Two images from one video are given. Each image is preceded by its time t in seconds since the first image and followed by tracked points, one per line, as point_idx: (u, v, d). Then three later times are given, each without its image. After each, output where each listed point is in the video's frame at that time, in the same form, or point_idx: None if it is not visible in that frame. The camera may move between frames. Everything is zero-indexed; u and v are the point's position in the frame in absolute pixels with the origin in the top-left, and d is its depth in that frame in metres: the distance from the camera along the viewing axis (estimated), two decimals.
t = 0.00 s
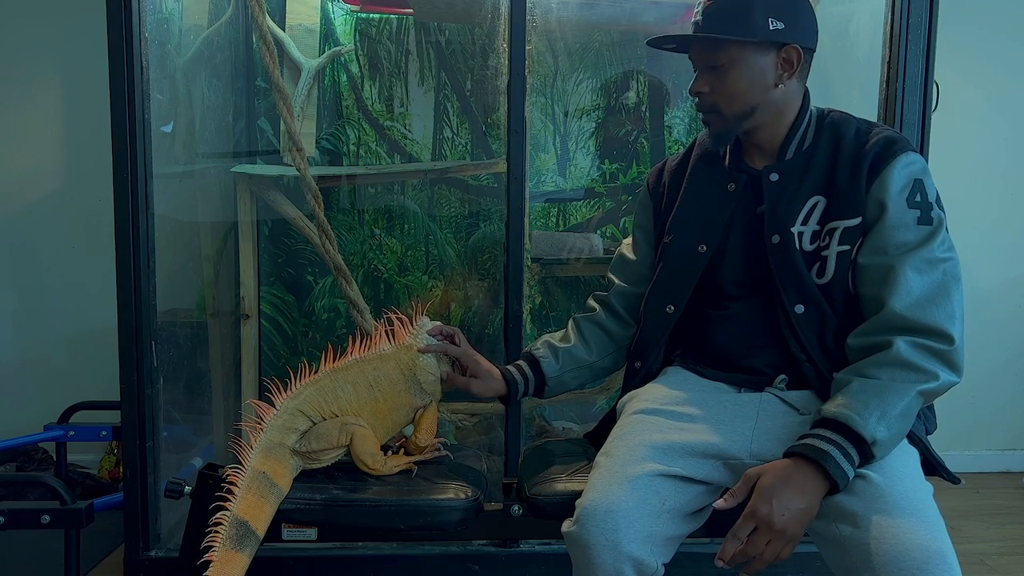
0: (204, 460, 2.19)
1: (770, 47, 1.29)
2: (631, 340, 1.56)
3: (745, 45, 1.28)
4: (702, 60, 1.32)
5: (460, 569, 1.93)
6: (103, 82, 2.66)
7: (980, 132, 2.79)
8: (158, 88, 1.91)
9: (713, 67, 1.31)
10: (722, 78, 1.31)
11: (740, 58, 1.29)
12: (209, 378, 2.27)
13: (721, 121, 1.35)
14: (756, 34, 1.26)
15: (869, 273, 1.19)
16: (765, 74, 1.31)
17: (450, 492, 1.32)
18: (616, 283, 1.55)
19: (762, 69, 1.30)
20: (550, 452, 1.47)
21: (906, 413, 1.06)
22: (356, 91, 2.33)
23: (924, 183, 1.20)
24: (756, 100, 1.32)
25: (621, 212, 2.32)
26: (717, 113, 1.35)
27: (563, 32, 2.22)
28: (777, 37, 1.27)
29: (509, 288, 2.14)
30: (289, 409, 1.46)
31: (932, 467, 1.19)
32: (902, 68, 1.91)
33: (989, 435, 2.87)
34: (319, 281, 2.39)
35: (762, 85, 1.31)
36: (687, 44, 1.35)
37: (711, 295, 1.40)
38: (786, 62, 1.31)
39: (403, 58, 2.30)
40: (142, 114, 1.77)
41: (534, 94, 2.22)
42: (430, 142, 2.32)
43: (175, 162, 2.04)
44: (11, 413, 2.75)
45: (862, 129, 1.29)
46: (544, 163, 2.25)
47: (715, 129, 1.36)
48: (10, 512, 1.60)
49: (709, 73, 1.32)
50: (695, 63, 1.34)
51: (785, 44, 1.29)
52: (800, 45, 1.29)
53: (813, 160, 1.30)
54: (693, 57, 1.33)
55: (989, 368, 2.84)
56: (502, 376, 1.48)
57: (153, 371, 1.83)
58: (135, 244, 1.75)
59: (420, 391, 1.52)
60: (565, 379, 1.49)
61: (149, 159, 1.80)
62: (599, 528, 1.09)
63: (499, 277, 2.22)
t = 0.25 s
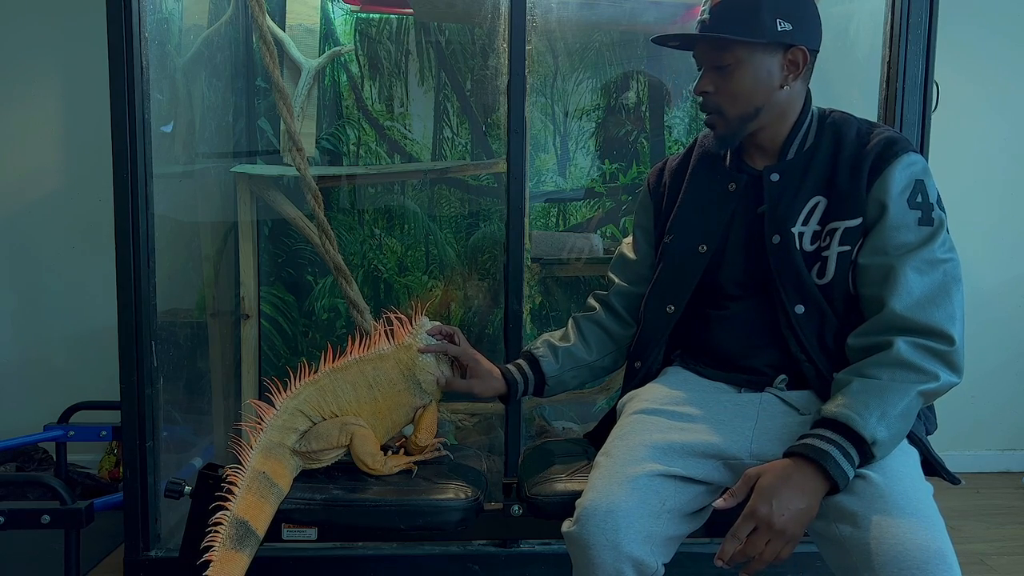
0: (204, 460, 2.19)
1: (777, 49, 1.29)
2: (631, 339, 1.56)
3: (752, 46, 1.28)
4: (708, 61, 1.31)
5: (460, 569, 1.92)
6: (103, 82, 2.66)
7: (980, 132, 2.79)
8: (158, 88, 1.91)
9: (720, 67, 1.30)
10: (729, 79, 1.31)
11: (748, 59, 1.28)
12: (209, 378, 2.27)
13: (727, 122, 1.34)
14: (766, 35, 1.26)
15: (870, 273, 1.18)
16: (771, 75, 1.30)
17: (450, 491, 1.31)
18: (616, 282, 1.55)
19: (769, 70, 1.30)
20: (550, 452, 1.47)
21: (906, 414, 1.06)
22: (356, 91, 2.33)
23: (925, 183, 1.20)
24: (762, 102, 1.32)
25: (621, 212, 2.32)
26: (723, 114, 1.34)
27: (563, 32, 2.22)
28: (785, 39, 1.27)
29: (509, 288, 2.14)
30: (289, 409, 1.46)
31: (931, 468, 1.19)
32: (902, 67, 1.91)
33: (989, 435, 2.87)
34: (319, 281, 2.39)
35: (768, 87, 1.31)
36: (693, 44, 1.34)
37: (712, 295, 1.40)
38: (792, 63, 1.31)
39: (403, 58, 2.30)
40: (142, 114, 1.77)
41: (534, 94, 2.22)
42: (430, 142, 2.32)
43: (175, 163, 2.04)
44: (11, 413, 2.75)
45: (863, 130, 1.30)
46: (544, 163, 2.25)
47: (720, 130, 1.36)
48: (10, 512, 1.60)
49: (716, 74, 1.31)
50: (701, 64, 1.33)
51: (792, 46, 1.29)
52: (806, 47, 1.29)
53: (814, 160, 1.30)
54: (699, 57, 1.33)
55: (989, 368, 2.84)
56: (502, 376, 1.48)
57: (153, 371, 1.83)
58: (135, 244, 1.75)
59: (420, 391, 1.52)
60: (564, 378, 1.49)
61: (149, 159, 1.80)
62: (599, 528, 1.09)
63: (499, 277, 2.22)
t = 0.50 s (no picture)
0: (205, 461, 2.19)
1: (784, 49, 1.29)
2: (631, 340, 1.56)
3: (760, 47, 1.27)
4: (715, 61, 1.31)
5: (460, 569, 1.93)
6: (103, 82, 2.66)
7: (980, 133, 2.79)
8: (158, 88, 1.91)
9: (727, 67, 1.30)
10: (735, 80, 1.30)
11: (755, 59, 1.28)
12: (209, 378, 2.27)
13: (732, 122, 1.34)
14: (773, 36, 1.26)
15: (871, 273, 1.18)
16: (778, 77, 1.30)
17: (450, 491, 1.31)
18: (616, 282, 1.55)
19: (775, 71, 1.30)
20: (550, 452, 1.47)
21: (906, 414, 1.06)
22: (356, 91, 2.33)
23: (927, 184, 1.20)
24: (768, 103, 1.31)
25: (621, 212, 2.32)
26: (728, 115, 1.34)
27: (562, 32, 2.22)
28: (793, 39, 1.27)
29: (509, 288, 2.14)
30: (289, 408, 1.46)
31: (931, 468, 1.19)
32: (902, 67, 1.91)
33: (989, 435, 2.87)
34: (319, 281, 2.39)
35: (774, 88, 1.31)
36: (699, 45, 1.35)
37: (712, 295, 1.40)
38: (799, 65, 1.31)
39: (403, 58, 2.30)
40: (142, 114, 1.77)
41: (534, 94, 2.22)
42: (430, 142, 2.32)
43: (175, 163, 2.04)
44: (11, 413, 2.75)
45: (864, 130, 1.30)
46: (544, 163, 2.25)
47: (724, 131, 1.35)
48: (10, 512, 1.60)
49: (722, 74, 1.31)
50: (708, 64, 1.33)
51: (800, 48, 1.29)
52: (813, 49, 1.30)
53: (815, 161, 1.30)
54: (705, 56, 1.33)
55: (989, 367, 2.84)
56: (502, 376, 1.48)
57: (153, 371, 1.83)
58: (135, 245, 1.75)
59: (420, 391, 1.51)
60: (563, 378, 1.49)
61: (149, 159, 1.80)
62: (599, 528, 1.09)
63: (499, 277, 2.22)
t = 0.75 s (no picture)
0: (205, 461, 2.19)
1: (784, 49, 1.29)
2: (631, 340, 1.56)
3: (759, 46, 1.27)
4: (714, 60, 1.31)
5: (461, 569, 1.93)
6: (103, 83, 2.66)
7: (980, 133, 2.79)
8: (158, 88, 1.91)
9: (726, 66, 1.30)
10: (734, 79, 1.30)
11: (754, 58, 1.28)
12: (209, 378, 2.27)
13: (731, 121, 1.33)
14: (772, 36, 1.26)
15: (874, 275, 1.18)
16: (777, 76, 1.30)
17: (450, 491, 1.31)
18: (616, 282, 1.55)
19: (774, 70, 1.30)
20: (550, 452, 1.47)
21: (912, 416, 1.05)
22: (356, 91, 2.33)
23: (930, 186, 1.20)
24: (767, 103, 1.31)
25: (621, 212, 2.32)
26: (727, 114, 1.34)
27: (563, 32, 2.22)
28: (790, 39, 1.27)
29: (509, 288, 2.13)
30: (289, 408, 1.46)
31: (932, 468, 1.19)
32: (902, 67, 1.91)
33: (989, 435, 2.87)
34: (319, 281, 2.39)
35: (773, 88, 1.31)
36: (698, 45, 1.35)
37: (712, 296, 1.40)
38: (798, 65, 1.31)
39: (403, 58, 2.30)
40: (142, 114, 1.77)
41: (534, 94, 2.22)
42: (430, 141, 2.32)
43: (175, 163, 2.04)
44: (11, 413, 2.75)
45: (866, 131, 1.30)
46: (544, 163, 2.25)
47: (723, 130, 1.35)
48: (10, 512, 1.60)
49: (721, 73, 1.31)
50: (707, 63, 1.33)
51: (799, 48, 1.29)
52: (812, 48, 1.30)
53: (816, 162, 1.30)
54: (704, 55, 1.33)
55: (989, 368, 2.84)
56: (503, 376, 1.47)
57: (153, 371, 1.83)
58: (135, 245, 1.75)
59: (420, 391, 1.52)
60: (564, 378, 1.49)
61: (149, 159, 1.80)
62: (599, 528, 1.09)
63: (499, 277, 2.22)
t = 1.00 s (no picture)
0: (205, 460, 2.19)
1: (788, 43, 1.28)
2: (631, 340, 1.55)
3: (762, 40, 1.27)
4: (718, 55, 1.30)
5: (461, 569, 1.93)
6: (103, 83, 2.66)
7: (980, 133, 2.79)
8: (158, 88, 1.91)
9: (730, 62, 1.29)
10: (739, 74, 1.29)
11: (758, 53, 1.28)
12: (209, 378, 2.27)
13: (739, 117, 1.33)
14: (776, 29, 1.26)
15: (874, 276, 1.18)
16: (780, 71, 1.30)
17: (450, 491, 1.31)
18: (616, 283, 1.55)
19: (778, 65, 1.29)
20: (550, 452, 1.47)
21: (910, 414, 1.05)
22: (356, 91, 2.33)
23: (931, 186, 1.20)
24: (773, 98, 1.31)
25: (621, 212, 2.32)
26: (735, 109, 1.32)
27: (563, 32, 2.22)
28: (793, 33, 1.27)
29: (509, 288, 2.13)
30: (290, 408, 1.46)
31: (931, 468, 1.19)
32: (902, 67, 1.91)
33: (989, 435, 2.87)
34: (319, 281, 2.39)
35: (778, 83, 1.30)
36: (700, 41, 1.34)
37: (712, 296, 1.40)
38: (800, 60, 1.31)
39: (403, 58, 2.30)
40: (142, 114, 1.77)
41: (534, 94, 2.22)
42: (430, 141, 2.32)
43: (175, 163, 2.04)
44: (11, 413, 2.75)
45: (867, 131, 1.30)
46: (544, 163, 2.25)
47: (730, 126, 1.34)
48: (10, 512, 1.60)
49: (726, 68, 1.30)
50: (711, 58, 1.32)
51: (802, 42, 1.29)
52: (813, 43, 1.30)
53: (816, 162, 1.30)
54: (708, 50, 1.32)
55: (989, 368, 2.84)
56: (503, 376, 1.47)
57: (153, 371, 1.83)
58: (135, 244, 1.75)
59: (420, 392, 1.51)
60: (564, 378, 1.48)
61: (149, 159, 1.80)
62: (599, 528, 1.09)
63: (499, 277, 2.22)
